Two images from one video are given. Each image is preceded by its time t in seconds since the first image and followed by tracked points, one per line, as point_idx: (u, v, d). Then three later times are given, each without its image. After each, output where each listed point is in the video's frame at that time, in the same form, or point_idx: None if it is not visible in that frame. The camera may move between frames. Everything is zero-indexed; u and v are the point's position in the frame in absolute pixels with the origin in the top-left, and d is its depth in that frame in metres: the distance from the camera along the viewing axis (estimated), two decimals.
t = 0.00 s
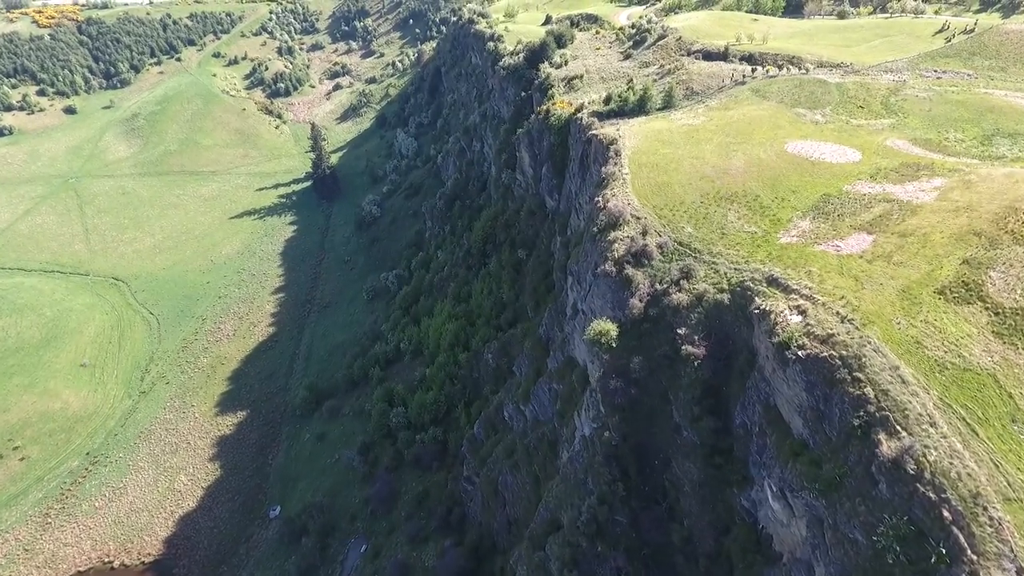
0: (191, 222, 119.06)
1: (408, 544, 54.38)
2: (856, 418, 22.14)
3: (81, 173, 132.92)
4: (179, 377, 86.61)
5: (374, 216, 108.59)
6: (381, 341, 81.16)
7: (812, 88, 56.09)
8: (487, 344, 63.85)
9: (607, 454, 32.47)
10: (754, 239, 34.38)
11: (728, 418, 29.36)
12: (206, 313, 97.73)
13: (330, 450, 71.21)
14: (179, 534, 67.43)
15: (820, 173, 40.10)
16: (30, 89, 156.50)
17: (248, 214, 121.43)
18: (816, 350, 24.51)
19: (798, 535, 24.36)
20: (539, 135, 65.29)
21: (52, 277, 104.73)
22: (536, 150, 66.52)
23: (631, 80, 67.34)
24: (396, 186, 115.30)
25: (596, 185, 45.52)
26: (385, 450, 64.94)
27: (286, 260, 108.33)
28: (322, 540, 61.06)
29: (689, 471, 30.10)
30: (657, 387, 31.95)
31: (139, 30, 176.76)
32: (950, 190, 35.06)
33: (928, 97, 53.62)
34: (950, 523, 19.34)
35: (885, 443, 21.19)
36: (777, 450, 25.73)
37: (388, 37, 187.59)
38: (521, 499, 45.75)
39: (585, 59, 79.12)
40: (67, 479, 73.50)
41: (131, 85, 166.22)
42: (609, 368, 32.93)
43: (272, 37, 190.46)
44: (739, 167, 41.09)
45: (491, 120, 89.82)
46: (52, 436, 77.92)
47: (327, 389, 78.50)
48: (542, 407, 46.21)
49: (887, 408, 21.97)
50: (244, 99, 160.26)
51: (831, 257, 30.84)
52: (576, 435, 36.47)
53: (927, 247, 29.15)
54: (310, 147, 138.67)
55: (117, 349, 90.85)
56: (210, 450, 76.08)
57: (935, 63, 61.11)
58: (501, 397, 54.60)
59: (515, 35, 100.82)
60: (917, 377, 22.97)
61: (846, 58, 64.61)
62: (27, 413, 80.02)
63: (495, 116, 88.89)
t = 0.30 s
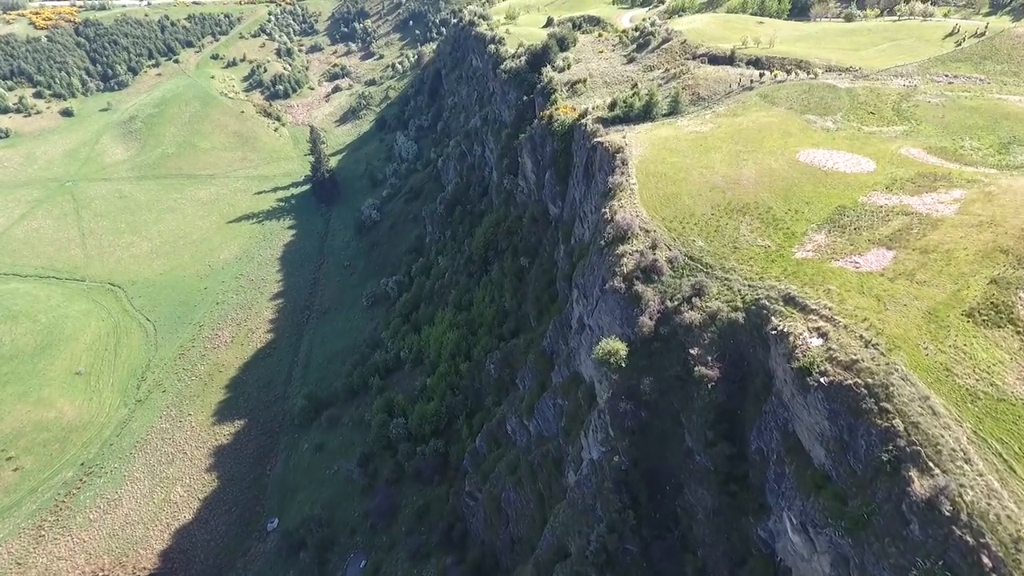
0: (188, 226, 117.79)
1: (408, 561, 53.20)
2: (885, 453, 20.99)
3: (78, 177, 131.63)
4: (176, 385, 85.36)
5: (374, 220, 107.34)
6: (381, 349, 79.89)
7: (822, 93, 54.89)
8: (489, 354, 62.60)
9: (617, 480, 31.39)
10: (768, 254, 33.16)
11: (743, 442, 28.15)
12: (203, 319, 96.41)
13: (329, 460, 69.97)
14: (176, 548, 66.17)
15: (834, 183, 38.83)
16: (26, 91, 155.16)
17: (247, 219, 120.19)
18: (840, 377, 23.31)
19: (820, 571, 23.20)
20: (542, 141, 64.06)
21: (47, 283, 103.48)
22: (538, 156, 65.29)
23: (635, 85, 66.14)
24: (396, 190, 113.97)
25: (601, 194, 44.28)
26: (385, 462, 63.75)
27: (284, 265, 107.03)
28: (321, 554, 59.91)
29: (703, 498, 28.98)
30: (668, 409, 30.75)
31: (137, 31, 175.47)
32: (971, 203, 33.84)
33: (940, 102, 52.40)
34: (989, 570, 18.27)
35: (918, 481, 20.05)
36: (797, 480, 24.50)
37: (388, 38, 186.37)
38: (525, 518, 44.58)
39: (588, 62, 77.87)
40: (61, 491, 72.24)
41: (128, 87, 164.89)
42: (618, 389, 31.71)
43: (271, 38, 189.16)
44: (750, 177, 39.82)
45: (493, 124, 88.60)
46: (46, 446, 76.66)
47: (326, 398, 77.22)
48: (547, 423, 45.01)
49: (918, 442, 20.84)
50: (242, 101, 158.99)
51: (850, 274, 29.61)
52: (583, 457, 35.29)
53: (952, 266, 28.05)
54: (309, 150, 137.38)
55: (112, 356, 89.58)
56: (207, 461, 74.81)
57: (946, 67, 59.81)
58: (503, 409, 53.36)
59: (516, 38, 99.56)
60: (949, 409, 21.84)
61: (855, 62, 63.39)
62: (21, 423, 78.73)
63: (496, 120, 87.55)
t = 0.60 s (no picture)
0: (186, 231, 116.48)
1: None
2: (918, 492, 20.00)
3: (74, 180, 130.35)
4: (173, 393, 84.05)
5: (373, 225, 106.11)
6: (381, 357, 78.64)
7: (831, 99, 53.72)
8: (491, 365, 61.40)
9: (627, 507, 30.30)
10: (783, 270, 31.99)
11: (759, 469, 26.93)
12: (200, 326, 95.07)
13: (328, 472, 68.75)
14: (171, 562, 64.88)
15: (848, 195, 37.62)
16: (23, 93, 153.83)
17: (245, 223, 118.94)
18: (866, 407, 22.21)
19: None
20: (545, 147, 62.87)
21: (43, 288, 102.24)
22: (541, 162, 64.07)
23: (639, 89, 64.95)
24: (396, 194, 112.66)
25: (607, 204, 43.05)
26: (385, 475, 62.57)
27: (283, 270, 105.76)
28: (319, 570, 58.75)
29: (717, 528, 27.82)
30: (680, 433, 29.53)
31: (135, 33, 174.21)
32: (993, 217, 32.65)
33: (953, 109, 51.17)
34: None
35: (954, 524, 19.10)
36: (819, 514, 23.35)
37: (387, 40, 185.14)
38: (529, 538, 43.39)
39: (591, 66, 76.63)
40: (55, 503, 70.99)
41: (126, 89, 163.66)
42: (628, 412, 30.53)
43: (270, 40, 187.93)
44: (762, 188, 38.58)
45: (494, 128, 87.41)
46: (40, 456, 75.44)
47: (325, 407, 76.00)
48: (551, 439, 43.74)
49: (953, 480, 19.91)
50: (241, 103, 157.70)
51: (871, 292, 28.45)
52: (591, 481, 34.11)
53: (978, 286, 27.12)
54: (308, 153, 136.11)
55: (108, 363, 88.27)
56: (203, 472, 73.49)
57: (957, 71, 58.52)
58: (506, 423, 52.14)
59: (517, 40, 98.32)
60: (983, 443, 20.94)
61: (863, 67, 62.18)
62: (14, 433, 77.49)
63: (497, 124, 86.21)
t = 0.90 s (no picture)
0: (182, 235, 115.11)
1: None
2: (953, 536, 19.03)
3: (70, 184, 128.94)
4: (168, 402, 82.73)
5: (372, 229, 104.85)
6: (380, 366, 77.33)
7: (840, 105, 52.55)
8: (492, 376, 60.17)
9: (637, 538, 29.18)
10: (798, 287, 30.79)
11: (776, 499, 25.75)
12: (197, 333, 93.72)
13: (326, 484, 67.48)
14: None
15: (862, 206, 36.42)
16: (18, 96, 152.28)
17: (242, 227, 117.62)
18: (894, 441, 21.12)
19: None
20: (547, 153, 61.66)
21: (37, 295, 100.88)
22: (543, 168, 62.84)
23: (642, 94, 63.78)
24: (395, 198, 111.37)
25: (613, 216, 41.88)
26: (384, 488, 61.36)
27: (281, 276, 104.46)
28: None
29: (732, 560, 26.68)
30: (692, 460, 28.33)
31: (131, 35, 172.82)
32: (1015, 231, 31.46)
33: (966, 115, 49.97)
34: None
35: (994, 572, 18.24)
36: (842, 551, 22.24)
37: (386, 41, 183.97)
38: (533, 559, 42.16)
39: (593, 69, 75.39)
40: (48, 516, 69.72)
41: (122, 91, 162.24)
42: (637, 436, 29.39)
43: (268, 41, 186.55)
44: (773, 199, 37.38)
45: (494, 133, 86.18)
46: (33, 468, 74.16)
47: (323, 417, 74.77)
48: (554, 457, 42.49)
49: (991, 523, 18.94)
50: (238, 106, 156.37)
51: (891, 312, 27.28)
52: (599, 507, 32.93)
53: (1005, 308, 26.07)
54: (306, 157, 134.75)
55: (103, 372, 86.94)
56: (199, 484, 72.18)
57: (967, 76, 57.31)
58: (508, 437, 50.91)
59: (518, 43, 97.08)
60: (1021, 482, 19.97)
61: (872, 72, 61.02)
62: (7, 444, 76.16)
63: (497, 129, 84.88)
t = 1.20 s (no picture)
0: (179, 240, 113.78)
1: None
2: None
3: (66, 188, 127.56)
4: (164, 411, 81.44)
5: (371, 234, 103.57)
6: (379, 375, 76.07)
7: (850, 111, 51.34)
8: (494, 387, 59.00)
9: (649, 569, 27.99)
10: (814, 305, 29.58)
11: (795, 532, 24.54)
12: (194, 340, 92.42)
13: (324, 496, 66.29)
14: None
15: (878, 219, 35.24)
16: (13, 98, 150.68)
17: (240, 232, 116.35)
18: (925, 478, 19.99)
19: None
20: (549, 159, 60.45)
21: (32, 301, 99.51)
22: (545, 175, 61.66)
23: (647, 99, 62.56)
24: (395, 202, 110.04)
25: (619, 227, 40.68)
26: (384, 502, 60.21)
27: (279, 281, 103.19)
28: None
29: None
30: (706, 489, 27.12)
31: (128, 37, 171.45)
32: None
33: (979, 121, 48.73)
34: None
35: None
36: None
37: (385, 43, 182.86)
38: None
39: (595, 73, 74.14)
40: (41, 529, 68.43)
41: (119, 93, 160.91)
42: (648, 463, 28.21)
43: (266, 43, 185.20)
44: (786, 211, 36.18)
45: (495, 136, 84.91)
46: (26, 480, 72.88)
47: (322, 427, 73.56)
48: (560, 475, 41.26)
49: None
50: (236, 108, 155.07)
51: (914, 334, 26.12)
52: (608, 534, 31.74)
53: None
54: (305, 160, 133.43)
55: (98, 380, 85.61)
56: (196, 495, 70.88)
57: (979, 81, 56.04)
58: (511, 452, 49.65)
59: (518, 46, 95.90)
60: None
61: (881, 76, 59.84)
62: None
63: (498, 133, 83.65)
